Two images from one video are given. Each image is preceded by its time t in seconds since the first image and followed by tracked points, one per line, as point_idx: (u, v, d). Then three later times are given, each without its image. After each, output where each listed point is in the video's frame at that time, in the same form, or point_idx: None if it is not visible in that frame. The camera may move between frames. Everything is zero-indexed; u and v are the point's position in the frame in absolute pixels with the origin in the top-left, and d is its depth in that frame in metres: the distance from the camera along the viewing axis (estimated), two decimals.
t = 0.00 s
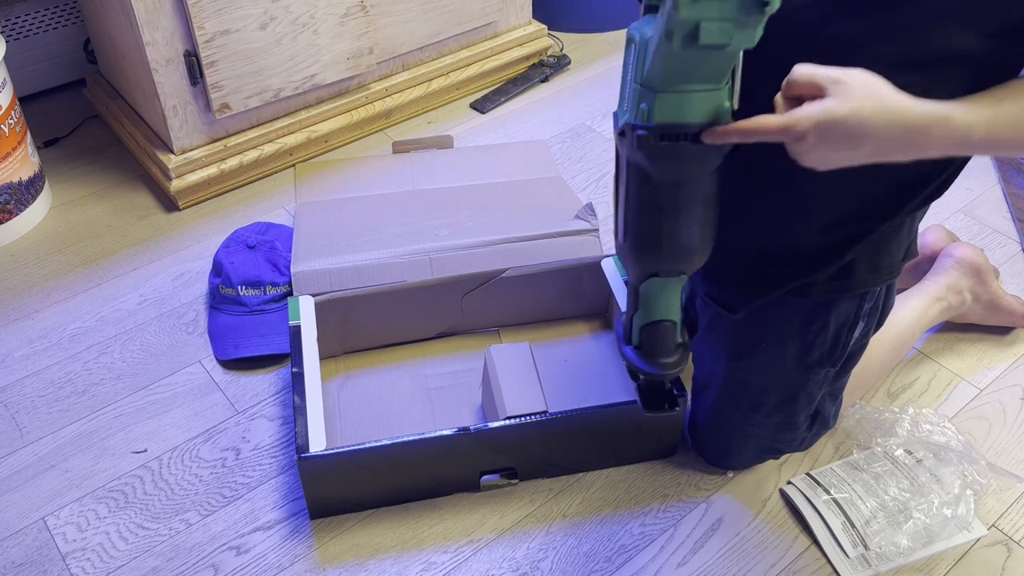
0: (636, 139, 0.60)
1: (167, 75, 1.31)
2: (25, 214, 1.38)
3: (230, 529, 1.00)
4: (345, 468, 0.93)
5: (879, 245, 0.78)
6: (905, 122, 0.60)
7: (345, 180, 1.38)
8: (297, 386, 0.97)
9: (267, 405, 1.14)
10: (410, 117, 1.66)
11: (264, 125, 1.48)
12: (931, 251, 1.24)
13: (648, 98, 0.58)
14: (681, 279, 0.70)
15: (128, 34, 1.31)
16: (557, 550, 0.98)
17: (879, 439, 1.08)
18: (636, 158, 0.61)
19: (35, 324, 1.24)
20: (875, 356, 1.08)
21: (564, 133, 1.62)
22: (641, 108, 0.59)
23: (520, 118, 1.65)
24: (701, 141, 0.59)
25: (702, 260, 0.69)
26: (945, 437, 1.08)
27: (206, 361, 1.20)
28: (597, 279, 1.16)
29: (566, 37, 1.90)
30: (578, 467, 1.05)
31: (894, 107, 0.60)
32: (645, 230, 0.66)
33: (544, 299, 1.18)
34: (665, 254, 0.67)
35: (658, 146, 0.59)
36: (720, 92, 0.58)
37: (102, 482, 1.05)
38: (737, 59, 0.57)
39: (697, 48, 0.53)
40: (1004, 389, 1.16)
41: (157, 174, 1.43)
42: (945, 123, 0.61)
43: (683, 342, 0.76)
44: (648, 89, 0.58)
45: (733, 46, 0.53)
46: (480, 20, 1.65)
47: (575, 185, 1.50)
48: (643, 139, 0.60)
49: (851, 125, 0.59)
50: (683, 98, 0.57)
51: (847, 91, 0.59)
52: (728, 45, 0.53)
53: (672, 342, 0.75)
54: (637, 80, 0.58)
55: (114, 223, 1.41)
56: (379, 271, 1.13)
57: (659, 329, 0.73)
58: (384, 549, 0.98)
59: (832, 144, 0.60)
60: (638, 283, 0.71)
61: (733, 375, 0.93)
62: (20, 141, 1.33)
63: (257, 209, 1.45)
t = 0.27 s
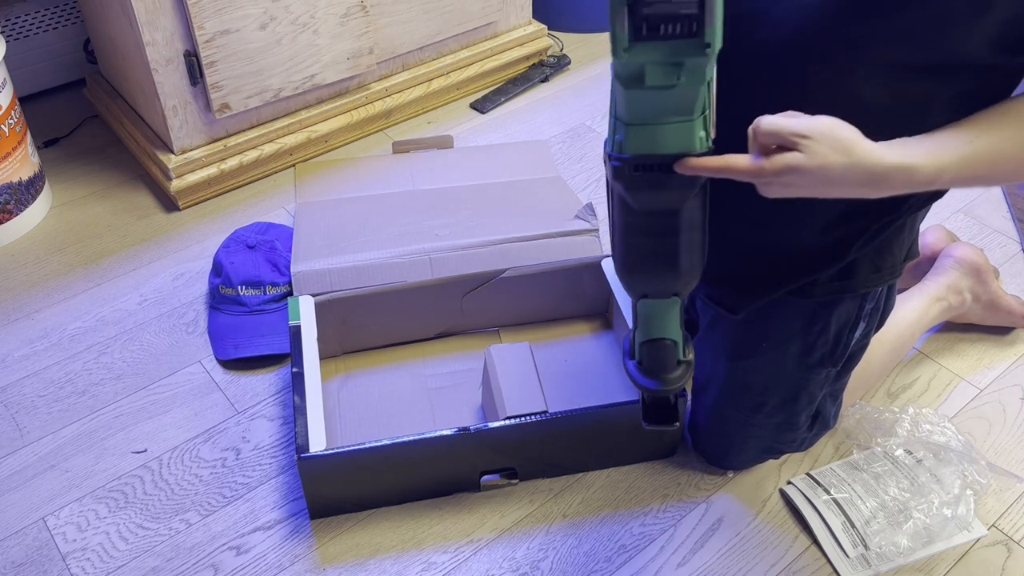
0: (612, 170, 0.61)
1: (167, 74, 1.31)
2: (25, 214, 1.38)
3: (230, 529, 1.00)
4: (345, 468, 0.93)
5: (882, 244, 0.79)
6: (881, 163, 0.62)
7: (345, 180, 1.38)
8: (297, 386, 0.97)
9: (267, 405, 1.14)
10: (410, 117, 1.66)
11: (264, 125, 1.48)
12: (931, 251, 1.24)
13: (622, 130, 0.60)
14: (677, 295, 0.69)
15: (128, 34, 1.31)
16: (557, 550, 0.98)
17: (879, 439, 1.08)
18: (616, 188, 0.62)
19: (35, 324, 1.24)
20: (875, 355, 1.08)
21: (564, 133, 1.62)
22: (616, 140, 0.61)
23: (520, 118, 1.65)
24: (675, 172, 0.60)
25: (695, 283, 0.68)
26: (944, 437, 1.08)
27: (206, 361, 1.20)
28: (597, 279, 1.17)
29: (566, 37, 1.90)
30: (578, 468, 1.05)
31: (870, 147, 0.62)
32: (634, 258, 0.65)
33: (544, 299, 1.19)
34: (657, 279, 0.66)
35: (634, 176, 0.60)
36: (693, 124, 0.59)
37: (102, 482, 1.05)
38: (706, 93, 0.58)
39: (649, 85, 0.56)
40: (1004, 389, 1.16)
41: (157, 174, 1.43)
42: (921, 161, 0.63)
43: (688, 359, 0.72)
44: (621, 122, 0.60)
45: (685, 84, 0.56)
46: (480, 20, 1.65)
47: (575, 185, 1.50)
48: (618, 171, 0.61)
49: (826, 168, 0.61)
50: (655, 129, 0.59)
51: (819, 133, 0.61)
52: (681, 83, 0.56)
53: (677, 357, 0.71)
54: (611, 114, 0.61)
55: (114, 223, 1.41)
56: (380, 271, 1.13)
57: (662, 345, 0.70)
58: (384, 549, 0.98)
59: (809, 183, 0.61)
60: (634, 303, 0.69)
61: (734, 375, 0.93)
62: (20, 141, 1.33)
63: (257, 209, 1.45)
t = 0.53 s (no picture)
0: (597, 173, 0.64)
1: (167, 74, 1.31)
2: (25, 214, 1.38)
3: (230, 529, 1.00)
4: (345, 468, 0.93)
5: (887, 245, 0.79)
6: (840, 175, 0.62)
7: (345, 180, 1.38)
8: (297, 386, 0.97)
9: (267, 405, 1.14)
10: (410, 117, 1.66)
11: (264, 125, 1.48)
12: (931, 251, 1.24)
13: (607, 134, 0.63)
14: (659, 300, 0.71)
15: (128, 34, 1.31)
16: (557, 550, 0.98)
17: (879, 439, 1.08)
18: (601, 192, 0.65)
19: (35, 324, 1.24)
20: (875, 355, 1.08)
21: (564, 133, 1.62)
22: (601, 143, 0.63)
23: (520, 119, 1.65)
24: (648, 178, 0.63)
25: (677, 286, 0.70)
26: (945, 437, 1.08)
27: (206, 361, 1.20)
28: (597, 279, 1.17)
29: (566, 37, 1.90)
30: (578, 468, 1.05)
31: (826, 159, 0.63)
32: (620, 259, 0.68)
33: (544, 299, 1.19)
34: (640, 281, 0.69)
35: (618, 179, 0.63)
36: (676, 128, 0.61)
37: (102, 482, 1.05)
38: (690, 102, 0.61)
39: (635, 88, 0.59)
40: (1004, 389, 1.16)
41: (157, 174, 1.43)
42: (884, 173, 0.63)
43: (670, 364, 0.74)
44: (607, 125, 0.63)
45: (670, 87, 0.59)
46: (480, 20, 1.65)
47: (575, 185, 1.50)
48: (604, 173, 0.64)
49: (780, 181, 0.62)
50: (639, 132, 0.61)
51: (769, 145, 0.61)
52: (666, 85, 0.59)
53: (660, 362, 0.73)
54: (597, 119, 0.64)
55: (113, 224, 1.41)
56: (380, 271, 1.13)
57: (645, 350, 0.72)
58: (384, 549, 0.98)
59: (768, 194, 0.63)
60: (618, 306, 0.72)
61: (737, 375, 0.93)
62: (20, 141, 1.33)
63: (257, 209, 1.45)
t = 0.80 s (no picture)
0: (578, 149, 0.63)
1: (167, 74, 1.31)
2: (25, 214, 1.38)
3: (230, 529, 1.00)
4: (345, 468, 0.93)
5: (886, 246, 0.79)
6: (817, 159, 0.62)
7: (345, 180, 1.38)
8: (297, 386, 0.97)
9: (267, 405, 1.14)
10: (410, 117, 1.66)
11: (264, 125, 1.48)
12: (931, 251, 1.24)
13: (590, 109, 0.62)
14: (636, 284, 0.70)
15: (128, 34, 1.31)
16: (557, 550, 0.98)
17: (879, 439, 1.08)
18: (582, 168, 0.64)
19: (35, 324, 1.24)
20: (875, 355, 1.08)
21: (564, 133, 1.62)
22: (583, 119, 0.63)
23: (520, 118, 1.65)
24: (631, 154, 0.62)
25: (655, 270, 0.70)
26: (945, 437, 1.08)
27: (206, 361, 1.20)
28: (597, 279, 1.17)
29: (566, 37, 1.90)
30: (578, 467, 1.05)
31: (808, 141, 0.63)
32: (598, 240, 0.67)
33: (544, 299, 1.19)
34: (617, 263, 0.68)
35: (599, 154, 0.62)
36: (659, 106, 0.61)
37: (102, 482, 1.05)
38: (674, 76, 0.61)
39: (616, 59, 0.59)
40: (1004, 389, 1.16)
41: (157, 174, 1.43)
42: (866, 159, 0.63)
43: (645, 353, 0.73)
44: (590, 101, 0.62)
45: (651, 59, 0.59)
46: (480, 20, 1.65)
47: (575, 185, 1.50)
48: (585, 149, 0.63)
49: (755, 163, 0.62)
50: (622, 109, 0.61)
51: (750, 123, 0.62)
52: (649, 56, 0.58)
53: (633, 349, 0.71)
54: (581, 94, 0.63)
55: (113, 224, 1.41)
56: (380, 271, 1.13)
57: (620, 334, 0.71)
58: (384, 549, 0.98)
59: (742, 173, 0.63)
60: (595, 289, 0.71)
61: (737, 375, 0.93)
62: (20, 141, 1.33)
63: (257, 209, 1.45)
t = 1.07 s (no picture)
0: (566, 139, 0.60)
1: (167, 74, 1.31)
2: (25, 214, 1.38)
3: (230, 529, 1.00)
4: (345, 468, 0.93)
5: (883, 246, 0.78)
6: (851, 187, 0.59)
7: (345, 180, 1.38)
8: (297, 386, 0.97)
9: (267, 406, 1.14)
10: (410, 117, 1.66)
11: (265, 125, 1.48)
12: (931, 251, 1.24)
13: (578, 99, 0.60)
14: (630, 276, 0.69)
15: (128, 34, 1.31)
16: (557, 550, 0.98)
17: (879, 439, 1.08)
18: (571, 159, 0.62)
19: (35, 324, 1.24)
20: (874, 355, 1.08)
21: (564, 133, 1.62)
22: (572, 109, 0.61)
23: (520, 118, 1.65)
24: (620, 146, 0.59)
25: (648, 261, 0.68)
26: (945, 437, 1.08)
27: (206, 361, 1.20)
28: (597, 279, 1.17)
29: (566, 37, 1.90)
30: (578, 467, 1.05)
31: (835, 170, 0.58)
32: (589, 230, 0.65)
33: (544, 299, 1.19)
34: (608, 254, 0.66)
35: (587, 145, 0.60)
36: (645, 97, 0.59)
37: (102, 482, 1.05)
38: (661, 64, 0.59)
39: (596, 48, 0.57)
40: (1004, 389, 1.16)
41: (157, 174, 1.43)
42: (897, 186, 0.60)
43: (642, 345, 0.73)
44: (578, 91, 0.60)
45: (631, 47, 0.56)
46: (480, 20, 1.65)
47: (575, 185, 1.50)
48: (573, 139, 0.60)
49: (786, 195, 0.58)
50: (608, 101, 0.59)
51: (784, 154, 0.57)
52: (627, 45, 0.56)
53: (629, 342, 0.72)
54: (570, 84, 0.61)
55: (113, 223, 1.41)
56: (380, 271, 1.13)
57: (614, 326, 0.71)
58: (384, 549, 0.98)
59: (767, 201, 0.58)
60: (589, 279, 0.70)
61: (735, 374, 0.93)
62: (20, 141, 1.33)
63: (257, 209, 1.45)
